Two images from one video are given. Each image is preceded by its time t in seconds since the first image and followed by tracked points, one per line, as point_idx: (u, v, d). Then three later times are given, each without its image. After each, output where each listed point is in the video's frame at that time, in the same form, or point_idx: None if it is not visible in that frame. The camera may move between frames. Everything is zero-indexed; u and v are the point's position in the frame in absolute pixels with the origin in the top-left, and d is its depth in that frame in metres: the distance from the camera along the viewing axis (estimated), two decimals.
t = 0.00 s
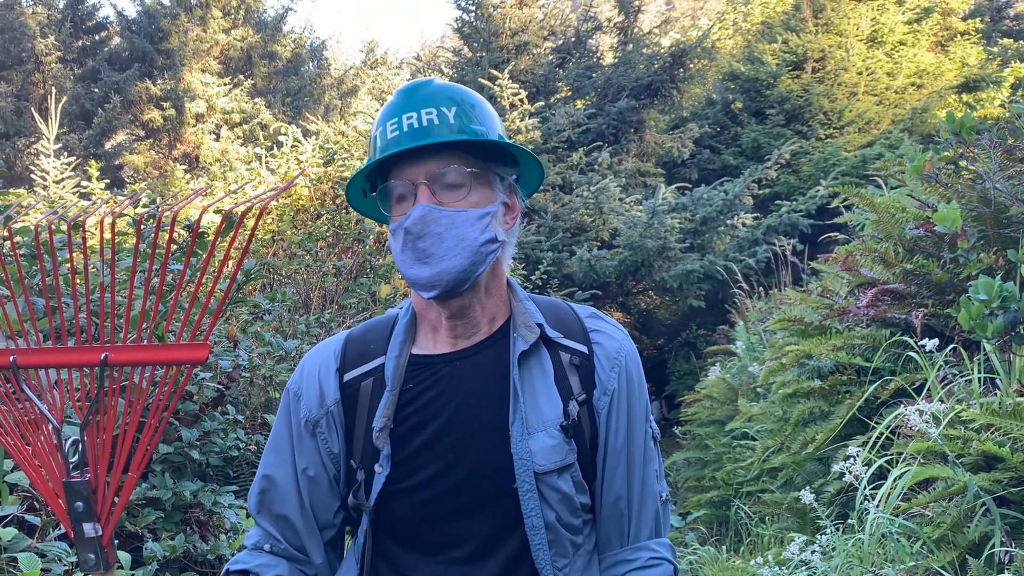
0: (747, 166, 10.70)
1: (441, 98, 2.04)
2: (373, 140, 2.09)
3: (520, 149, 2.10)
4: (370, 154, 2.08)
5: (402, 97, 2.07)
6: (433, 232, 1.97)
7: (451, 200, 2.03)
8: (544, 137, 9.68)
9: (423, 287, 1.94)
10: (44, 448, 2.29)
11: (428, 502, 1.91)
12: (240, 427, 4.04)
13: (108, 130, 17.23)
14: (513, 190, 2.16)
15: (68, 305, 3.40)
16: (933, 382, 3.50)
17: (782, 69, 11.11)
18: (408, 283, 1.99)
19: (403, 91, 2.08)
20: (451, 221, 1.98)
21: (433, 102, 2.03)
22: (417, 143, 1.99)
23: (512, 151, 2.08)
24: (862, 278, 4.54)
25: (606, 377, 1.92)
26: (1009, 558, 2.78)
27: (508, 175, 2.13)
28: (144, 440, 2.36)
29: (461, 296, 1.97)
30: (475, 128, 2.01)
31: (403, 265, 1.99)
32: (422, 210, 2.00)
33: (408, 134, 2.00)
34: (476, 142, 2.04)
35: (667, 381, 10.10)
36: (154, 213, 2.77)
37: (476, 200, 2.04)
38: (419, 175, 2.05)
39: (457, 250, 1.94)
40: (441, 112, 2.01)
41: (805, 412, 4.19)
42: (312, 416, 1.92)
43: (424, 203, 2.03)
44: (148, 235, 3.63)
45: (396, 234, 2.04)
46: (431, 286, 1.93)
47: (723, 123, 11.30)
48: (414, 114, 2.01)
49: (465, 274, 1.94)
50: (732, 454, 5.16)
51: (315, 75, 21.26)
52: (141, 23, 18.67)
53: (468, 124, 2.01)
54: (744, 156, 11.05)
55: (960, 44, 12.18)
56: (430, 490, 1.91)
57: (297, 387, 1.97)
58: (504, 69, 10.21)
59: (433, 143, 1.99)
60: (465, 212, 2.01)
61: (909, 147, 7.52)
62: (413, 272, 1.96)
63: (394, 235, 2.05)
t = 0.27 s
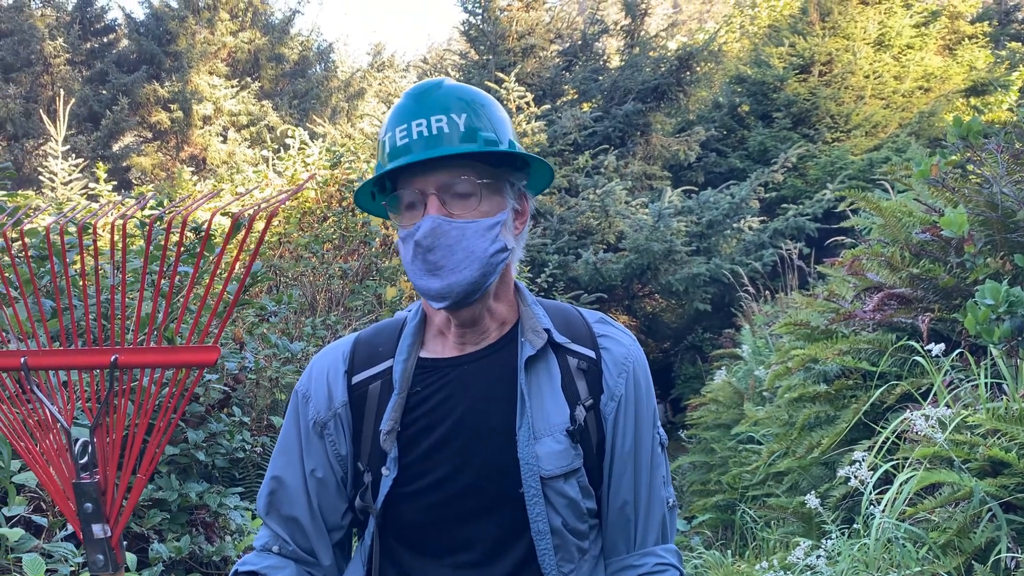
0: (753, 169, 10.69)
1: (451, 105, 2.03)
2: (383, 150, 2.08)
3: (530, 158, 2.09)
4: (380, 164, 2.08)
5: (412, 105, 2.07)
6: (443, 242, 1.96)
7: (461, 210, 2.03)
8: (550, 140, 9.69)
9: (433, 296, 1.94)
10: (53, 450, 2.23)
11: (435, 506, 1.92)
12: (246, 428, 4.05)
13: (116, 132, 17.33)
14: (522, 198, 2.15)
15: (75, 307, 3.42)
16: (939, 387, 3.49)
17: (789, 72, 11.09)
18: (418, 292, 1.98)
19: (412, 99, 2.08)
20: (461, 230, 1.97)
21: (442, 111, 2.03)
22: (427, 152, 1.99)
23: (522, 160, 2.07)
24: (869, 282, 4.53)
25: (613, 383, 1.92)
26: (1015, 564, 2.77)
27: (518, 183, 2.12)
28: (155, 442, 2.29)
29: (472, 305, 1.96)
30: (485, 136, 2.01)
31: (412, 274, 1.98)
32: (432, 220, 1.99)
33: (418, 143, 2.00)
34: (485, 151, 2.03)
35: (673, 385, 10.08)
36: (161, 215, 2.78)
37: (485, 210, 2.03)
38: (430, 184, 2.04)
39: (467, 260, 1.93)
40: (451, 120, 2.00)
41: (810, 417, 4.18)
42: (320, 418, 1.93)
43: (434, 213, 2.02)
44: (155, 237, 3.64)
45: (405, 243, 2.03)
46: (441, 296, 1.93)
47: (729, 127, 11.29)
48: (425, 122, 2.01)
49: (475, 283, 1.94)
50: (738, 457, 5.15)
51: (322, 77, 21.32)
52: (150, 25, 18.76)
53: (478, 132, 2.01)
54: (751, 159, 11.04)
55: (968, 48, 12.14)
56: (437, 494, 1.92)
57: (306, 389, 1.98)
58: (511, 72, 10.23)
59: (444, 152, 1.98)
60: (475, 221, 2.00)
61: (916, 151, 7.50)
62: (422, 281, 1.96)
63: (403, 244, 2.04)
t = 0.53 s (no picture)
0: (756, 172, 10.69)
1: (460, 111, 2.02)
2: (389, 155, 2.07)
3: (538, 164, 2.08)
4: (387, 170, 2.06)
5: (420, 110, 2.05)
6: (451, 252, 1.97)
7: (469, 219, 2.03)
8: (553, 141, 9.69)
9: (439, 306, 1.96)
10: (56, 447, 2.30)
11: (436, 506, 1.92)
12: (247, 428, 4.06)
13: (119, 131, 17.34)
14: (528, 201, 2.14)
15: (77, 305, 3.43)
16: (940, 389, 3.49)
17: (792, 74, 11.09)
18: (424, 299, 2.01)
19: (420, 103, 2.05)
20: (469, 241, 1.98)
21: (451, 117, 2.01)
22: (436, 161, 1.98)
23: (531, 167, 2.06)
24: (871, 284, 4.52)
25: (615, 387, 1.92)
26: (1015, 567, 2.77)
27: (525, 188, 2.12)
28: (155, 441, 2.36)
29: (478, 313, 1.98)
30: (494, 144, 2.00)
31: (419, 283, 2.00)
32: (440, 229, 2.00)
33: (427, 152, 1.99)
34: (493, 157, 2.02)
35: (675, 387, 10.06)
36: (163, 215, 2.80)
37: (493, 219, 2.03)
38: (437, 192, 2.03)
39: (474, 271, 1.95)
40: (460, 127, 1.99)
41: (811, 419, 4.17)
42: (323, 417, 1.94)
43: (442, 221, 2.02)
44: (156, 237, 3.65)
45: (412, 249, 2.04)
46: (448, 307, 1.95)
47: (732, 129, 11.29)
48: (434, 129, 1.99)
49: (481, 294, 1.96)
50: (739, 460, 5.14)
51: (325, 78, 21.36)
52: (153, 25, 18.78)
53: (487, 138, 2.00)
54: (753, 161, 11.03)
55: (971, 51, 12.14)
56: (438, 495, 1.92)
57: (310, 388, 1.98)
58: (514, 73, 10.23)
59: (454, 161, 1.97)
60: (483, 230, 2.01)
61: (919, 154, 7.50)
62: (429, 289, 1.98)
63: (409, 250, 2.06)
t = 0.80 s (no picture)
0: (754, 172, 10.69)
1: (489, 114, 2.00)
2: (411, 146, 2.02)
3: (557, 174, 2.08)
4: (407, 161, 2.01)
5: (447, 106, 2.02)
6: (469, 253, 1.95)
7: (488, 221, 2.00)
8: (551, 140, 9.69)
9: (451, 304, 1.95)
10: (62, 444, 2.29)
11: (436, 505, 1.92)
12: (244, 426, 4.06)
13: (118, 128, 17.27)
14: (540, 205, 2.14)
15: (75, 302, 3.43)
16: (937, 390, 3.49)
17: (791, 75, 11.10)
18: (434, 295, 1.98)
19: (448, 98, 2.02)
20: (487, 243, 1.96)
21: (481, 118, 1.99)
22: (464, 161, 1.95)
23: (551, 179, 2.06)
24: (868, 285, 4.54)
25: (616, 387, 1.91)
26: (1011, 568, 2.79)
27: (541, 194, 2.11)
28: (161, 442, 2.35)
29: (486, 314, 1.98)
30: (520, 151, 1.98)
31: (431, 279, 1.97)
32: (459, 229, 1.97)
33: (455, 150, 1.95)
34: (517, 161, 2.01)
35: (672, 386, 10.06)
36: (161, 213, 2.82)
37: (511, 224, 2.02)
38: (459, 191, 2.00)
39: (490, 274, 1.94)
40: (490, 130, 1.97)
41: (809, 419, 4.18)
42: (326, 415, 1.94)
43: (462, 221, 1.99)
44: (155, 235, 3.66)
45: (426, 245, 2.02)
46: (459, 307, 1.94)
47: (731, 129, 11.29)
48: (465, 128, 1.96)
49: (494, 296, 1.96)
50: (736, 460, 5.14)
51: (324, 76, 21.36)
52: (152, 22, 18.74)
53: (514, 143, 1.99)
54: (752, 161, 11.04)
55: (969, 52, 12.17)
56: (439, 494, 1.92)
57: (312, 385, 1.99)
58: (513, 73, 10.23)
59: (482, 164, 1.94)
60: (501, 233, 1.99)
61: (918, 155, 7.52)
62: (442, 287, 1.96)
63: (422, 245, 2.02)
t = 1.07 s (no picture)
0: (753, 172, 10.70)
1: (550, 116, 1.96)
2: (468, 131, 1.93)
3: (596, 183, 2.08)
4: (462, 147, 1.92)
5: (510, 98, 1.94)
6: (515, 251, 1.92)
7: (534, 221, 1.97)
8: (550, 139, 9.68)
9: (487, 298, 1.91)
10: (75, 436, 2.32)
11: (455, 500, 1.88)
12: (243, 422, 4.05)
13: (115, 124, 17.36)
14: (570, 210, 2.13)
15: (74, 297, 3.41)
16: (938, 391, 3.50)
17: (790, 76, 11.10)
18: (469, 286, 1.94)
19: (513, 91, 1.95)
20: (533, 244, 1.94)
21: (543, 120, 1.95)
22: (524, 161, 1.90)
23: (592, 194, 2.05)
24: (868, 285, 4.54)
25: (636, 380, 1.88)
26: (1010, 568, 2.80)
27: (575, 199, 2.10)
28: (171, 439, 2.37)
29: (516, 313, 1.95)
30: (574, 158, 1.96)
31: (470, 272, 1.93)
32: (509, 226, 1.93)
33: (517, 147, 1.89)
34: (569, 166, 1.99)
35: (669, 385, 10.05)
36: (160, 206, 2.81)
37: (554, 226, 2.00)
38: (511, 187, 1.95)
39: (531, 274, 1.92)
40: (553, 134, 1.93)
41: (808, 418, 4.18)
42: (345, 411, 1.91)
43: (511, 218, 1.95)
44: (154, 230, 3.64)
45: (468, 234, 1.96)
46: (496, 305, 1.91)
47: (730, 129, 11.23)
48: (528, 127, 1.91)
49: (530, 296, 1.94)
50: (734, 459, 5.13)
51: (323, 73, 21.37)
52: (150, 18, 18.64)
53: (569, 150, 1.97)
54: (750, 161, 11.05)
55: (968, 55, 12.21)
56: (459, 490, 1.88)
57: (330, 383, 1.94)
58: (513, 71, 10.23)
59: (544, 168, 1.90)
60: (544, 236, 1.97)
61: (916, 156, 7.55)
62: (481, 279, 1.92)
63: (463, 234, 1.97)
